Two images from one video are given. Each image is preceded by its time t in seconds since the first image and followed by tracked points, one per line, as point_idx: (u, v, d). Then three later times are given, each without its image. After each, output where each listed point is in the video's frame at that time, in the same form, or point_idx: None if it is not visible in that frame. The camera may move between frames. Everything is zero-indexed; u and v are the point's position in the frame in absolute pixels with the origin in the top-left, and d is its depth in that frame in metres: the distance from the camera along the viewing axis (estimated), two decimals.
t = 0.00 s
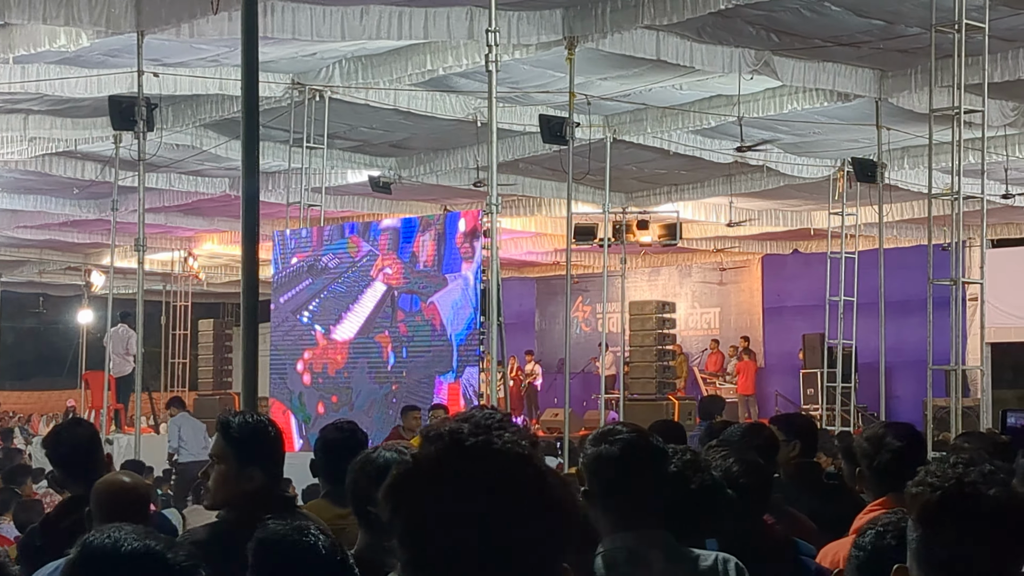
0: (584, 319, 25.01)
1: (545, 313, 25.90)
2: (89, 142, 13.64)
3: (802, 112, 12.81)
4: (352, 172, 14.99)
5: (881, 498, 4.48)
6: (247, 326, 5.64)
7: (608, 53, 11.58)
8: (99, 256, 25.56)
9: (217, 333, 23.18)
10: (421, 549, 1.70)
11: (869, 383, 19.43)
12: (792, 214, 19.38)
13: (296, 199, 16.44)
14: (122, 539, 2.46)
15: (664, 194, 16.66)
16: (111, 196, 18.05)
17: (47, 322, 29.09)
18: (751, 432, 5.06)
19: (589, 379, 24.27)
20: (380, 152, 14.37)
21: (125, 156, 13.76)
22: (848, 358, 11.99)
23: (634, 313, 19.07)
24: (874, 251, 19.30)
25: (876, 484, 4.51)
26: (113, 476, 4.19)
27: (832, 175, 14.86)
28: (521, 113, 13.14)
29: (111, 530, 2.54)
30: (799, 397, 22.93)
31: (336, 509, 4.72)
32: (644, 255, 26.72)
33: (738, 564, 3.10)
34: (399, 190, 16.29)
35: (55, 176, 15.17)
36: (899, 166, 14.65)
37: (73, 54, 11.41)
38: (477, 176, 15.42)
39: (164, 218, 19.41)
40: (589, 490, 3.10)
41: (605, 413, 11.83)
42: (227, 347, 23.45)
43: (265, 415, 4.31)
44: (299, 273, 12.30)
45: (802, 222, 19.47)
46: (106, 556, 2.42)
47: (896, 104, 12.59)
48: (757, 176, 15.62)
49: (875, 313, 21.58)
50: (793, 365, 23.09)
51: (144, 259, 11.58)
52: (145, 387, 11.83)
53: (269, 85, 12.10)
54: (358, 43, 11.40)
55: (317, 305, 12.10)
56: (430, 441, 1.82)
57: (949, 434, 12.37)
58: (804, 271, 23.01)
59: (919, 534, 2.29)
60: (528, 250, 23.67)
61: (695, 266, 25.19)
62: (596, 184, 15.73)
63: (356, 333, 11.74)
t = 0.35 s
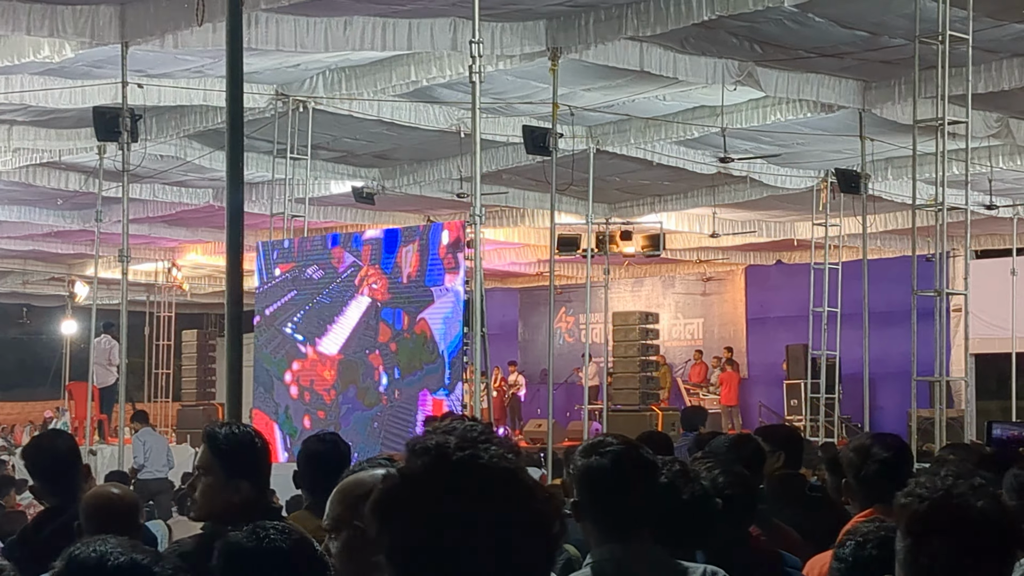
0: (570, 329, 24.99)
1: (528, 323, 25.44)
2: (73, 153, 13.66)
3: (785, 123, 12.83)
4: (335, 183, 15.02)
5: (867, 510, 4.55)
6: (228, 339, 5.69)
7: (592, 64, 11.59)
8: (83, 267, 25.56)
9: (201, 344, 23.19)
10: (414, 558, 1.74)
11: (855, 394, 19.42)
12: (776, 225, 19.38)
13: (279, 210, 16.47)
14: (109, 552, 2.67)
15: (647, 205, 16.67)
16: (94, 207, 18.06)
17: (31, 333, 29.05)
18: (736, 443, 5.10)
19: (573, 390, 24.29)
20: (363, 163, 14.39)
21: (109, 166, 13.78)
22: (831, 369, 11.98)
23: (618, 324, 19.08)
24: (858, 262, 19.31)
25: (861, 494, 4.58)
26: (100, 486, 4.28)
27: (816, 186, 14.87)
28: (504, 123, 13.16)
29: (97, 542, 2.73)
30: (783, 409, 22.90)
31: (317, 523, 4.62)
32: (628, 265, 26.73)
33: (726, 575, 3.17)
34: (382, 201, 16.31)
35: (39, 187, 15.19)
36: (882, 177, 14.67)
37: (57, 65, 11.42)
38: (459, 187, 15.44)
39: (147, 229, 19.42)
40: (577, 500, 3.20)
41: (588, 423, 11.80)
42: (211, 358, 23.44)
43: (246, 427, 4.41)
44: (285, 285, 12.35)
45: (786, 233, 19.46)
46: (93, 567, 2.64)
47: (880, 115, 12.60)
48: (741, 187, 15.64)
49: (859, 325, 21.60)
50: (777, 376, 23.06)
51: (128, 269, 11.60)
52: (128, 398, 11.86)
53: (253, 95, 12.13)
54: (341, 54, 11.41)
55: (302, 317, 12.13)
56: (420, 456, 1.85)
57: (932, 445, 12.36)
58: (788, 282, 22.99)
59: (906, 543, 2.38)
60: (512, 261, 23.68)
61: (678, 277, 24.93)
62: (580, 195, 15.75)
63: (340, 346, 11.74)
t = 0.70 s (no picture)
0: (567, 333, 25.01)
1: (525, 330, 26.00)
2: (69, 159, 13.66)
3: (782, 129, 12.82)
4: (332, 190, 15.02)
5: (869, 514, 4.57)
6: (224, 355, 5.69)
7: (588, 70, 11.59)
8: (79, 272, 25.56)
9: (197, 349, 23.19)
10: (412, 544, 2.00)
11: (851, 399, 19.44)
12: (773, 231, 19.38)
13: (275, 217, 16.48)
14: (115, 555, 2.29)
15: (643, 211, 16.67)
16: (91, 213, 18.06)
17: (27, 339, 29.06)
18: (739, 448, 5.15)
19: (570, 395, 24.30)
20: (360, 169, 14.39)
21: (106, 173, 13.78)
22: (828, 375, 11.96)
23: (614, 330, 19.07)
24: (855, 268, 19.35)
25: (863, 500, 4.62)
26: (101, 492, 4.09)
27: (813, 192, 14.86)
28: (501, 130, 13.16)
29: (98, 544, 2.36)
30: (779, 415, 22.90)
31: (314, 526, 4.65)
32: (624, 270, 26.77)
33: None
34: (379, 208, 16.32)
35: (36, 193, 15.20)
36: (879, 183, 14.67)
37: (53, 71, 11.42)
38: (456, 194, 15.43)
39: (144, 235, 19.44)
40: (581, 503, 3.33)
41: (585, 429, 11.80)
42: (207, 363, 23.43)
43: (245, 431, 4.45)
44: (282, 290, 12.37)
45: (782, 239, 19.49)
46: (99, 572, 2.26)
47: (876, 121, 12.61)
48: (738, 194, 15.63)
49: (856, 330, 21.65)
50: (773, 382, 23.06)
51: (125, 276, 11.60)
52: (125, 403, 11.87)
53: (249, 101, 12.12)
54: (338, 60, 11.40)
55: (298, 322, 12.15)
56: (421, 455, 2.12)
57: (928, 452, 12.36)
58: (784, 288, 23.00)
59: (909, 542, 2.75)
60: (508, 266, 23.71)
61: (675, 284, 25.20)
62: (576, 202, 15.75)
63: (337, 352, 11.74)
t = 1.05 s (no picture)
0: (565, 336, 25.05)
1: (525, 332, 25.92)
2: (69, 161, 13.66)
3: (783, 131, 12.80)
4: (333, 192, 15.01)
5: (875, 514, 4.55)
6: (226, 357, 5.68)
7: (589, 72, 11.59)
8: (79, 274, 25.56)
9: (197, 351, 23.19)
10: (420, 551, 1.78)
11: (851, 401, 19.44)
12: (773, 233, 19.38)
13: (275, 218, 16.48)
14: (130, 556, 2.22)
15: (644, 213, 16.66)
16: (91, 215, 18.06)
17: (27, 340, 29.09)
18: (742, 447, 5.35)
19: (570, 397, 24.30)
20: (360, 171, 14.38)
21: (106, 174, 13.77)
22: (829, 377, 11.92)
23: (614, 331, 19.06)
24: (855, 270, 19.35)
25: (868, 501, 4.58)
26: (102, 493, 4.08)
27: (814, 194, 14.86)
28: (502, 131, 13.15)
29: (109, 546, 2.29)
30: (779, 417, 22.90)
31: (314, 529, 4.70)
32: (624, 273, 26.79)
33: None
34: (379, 209, 16.32)
35: (36, 195, 15.21)
36: (880, 185, 14.65)
37: (54, 73, 11.43)
38: (456, 196, 15.43)
39: (144, 237, 19.44)
40: (591, 503, 3.46)
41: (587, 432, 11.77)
42: (207, 364, 23.44)
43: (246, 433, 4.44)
44: (281, 293, 12.36)
45: (783, 241, 19.50)
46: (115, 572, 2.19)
47: (877, 123, 12.59)
48: (738, 196, 15.62)
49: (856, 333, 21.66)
50: (773, 384, 23.07)
51: (125, 278, 11.60)
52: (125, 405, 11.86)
53: (249, 103, 12.10)
54: (338, 61, 11.39)
55: (297, 325, 12.14)
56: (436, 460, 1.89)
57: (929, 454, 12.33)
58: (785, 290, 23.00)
59: (920, 544, 2.59)
60: (509, 268, 23.70)
61: (675, 286, 25.06)
62: (576, 204, 15.75)
63: (336, 356, 11.73)
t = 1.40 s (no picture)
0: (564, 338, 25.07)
1: (524, 333, 25.91)
2: (68, 161, 13.67)
3: (781, 132, 12.78)
4: (330, 192, 15.02)
5: (877, 515, 4.52)
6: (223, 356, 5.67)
7: (587, 72, 11.58)
8: (78, 276, 25.56)
9: (197, 352, 23.20)
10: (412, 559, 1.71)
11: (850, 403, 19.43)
12: (772, 234, 19.36)
13: (273, 219, 16.49)
14: (140, 556, 2.26)
15: (643, 214, 16.64)
16: (89, 215, 18.07)
17: (26, 341, 29.10)
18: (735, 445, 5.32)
19: (570, 398, 24.30)
20: (357, 172, 14.38)
21: (104, 174, 13.77)
22: (827, 377, 11.87)
23: (613, 332, 19.05)
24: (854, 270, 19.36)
25: (871, 502, 4.54)
26: (97, 494, 4.38)
27: (812, 195, 14.85)
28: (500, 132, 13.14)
29: (118, 546, 2.33)
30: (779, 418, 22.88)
31: (312, 528, 4.71)
32: (623, 274, 26.80)
33: None
34: (377, 209, 16.33)
35: (34, 195, 15.22)
36: (879, 185, 14.64)
37: (52, 73, 11.44)
38: (453, 197, 15.44)
39: (142, 237, 19.46)
40: (596, 502, 3.41)
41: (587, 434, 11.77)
42: (207, 366, 23.44)
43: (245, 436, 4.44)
44: (279, 294, 12.36)
45: (782, 242, 19.49)
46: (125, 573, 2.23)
47: (876, 124, 12.57)
48: (737, 196, 15.62)
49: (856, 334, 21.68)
50: (772, 385, 23.06)
51: (124, 278, 11.61)
52: (123, 406, 11.87)
53: (248, 104, 12.10)
54: (336, 62, 11.40)
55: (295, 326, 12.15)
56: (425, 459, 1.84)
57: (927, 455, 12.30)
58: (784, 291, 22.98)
59: (932, 544, 2.59)
60: (509, 270, 23.68)
61: (673, 286, 25.11)
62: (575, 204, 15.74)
63: (336, 357, 11.74)
